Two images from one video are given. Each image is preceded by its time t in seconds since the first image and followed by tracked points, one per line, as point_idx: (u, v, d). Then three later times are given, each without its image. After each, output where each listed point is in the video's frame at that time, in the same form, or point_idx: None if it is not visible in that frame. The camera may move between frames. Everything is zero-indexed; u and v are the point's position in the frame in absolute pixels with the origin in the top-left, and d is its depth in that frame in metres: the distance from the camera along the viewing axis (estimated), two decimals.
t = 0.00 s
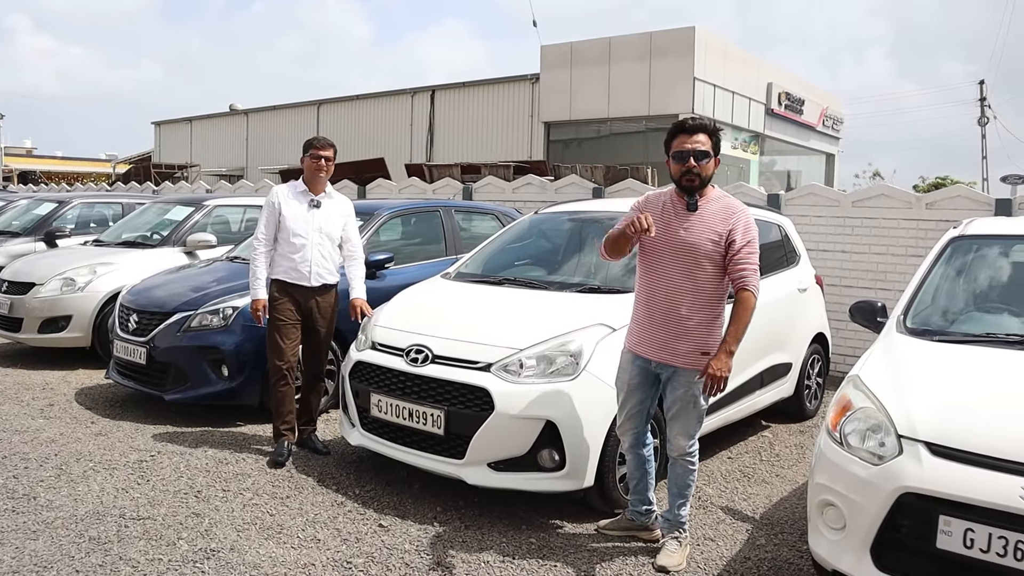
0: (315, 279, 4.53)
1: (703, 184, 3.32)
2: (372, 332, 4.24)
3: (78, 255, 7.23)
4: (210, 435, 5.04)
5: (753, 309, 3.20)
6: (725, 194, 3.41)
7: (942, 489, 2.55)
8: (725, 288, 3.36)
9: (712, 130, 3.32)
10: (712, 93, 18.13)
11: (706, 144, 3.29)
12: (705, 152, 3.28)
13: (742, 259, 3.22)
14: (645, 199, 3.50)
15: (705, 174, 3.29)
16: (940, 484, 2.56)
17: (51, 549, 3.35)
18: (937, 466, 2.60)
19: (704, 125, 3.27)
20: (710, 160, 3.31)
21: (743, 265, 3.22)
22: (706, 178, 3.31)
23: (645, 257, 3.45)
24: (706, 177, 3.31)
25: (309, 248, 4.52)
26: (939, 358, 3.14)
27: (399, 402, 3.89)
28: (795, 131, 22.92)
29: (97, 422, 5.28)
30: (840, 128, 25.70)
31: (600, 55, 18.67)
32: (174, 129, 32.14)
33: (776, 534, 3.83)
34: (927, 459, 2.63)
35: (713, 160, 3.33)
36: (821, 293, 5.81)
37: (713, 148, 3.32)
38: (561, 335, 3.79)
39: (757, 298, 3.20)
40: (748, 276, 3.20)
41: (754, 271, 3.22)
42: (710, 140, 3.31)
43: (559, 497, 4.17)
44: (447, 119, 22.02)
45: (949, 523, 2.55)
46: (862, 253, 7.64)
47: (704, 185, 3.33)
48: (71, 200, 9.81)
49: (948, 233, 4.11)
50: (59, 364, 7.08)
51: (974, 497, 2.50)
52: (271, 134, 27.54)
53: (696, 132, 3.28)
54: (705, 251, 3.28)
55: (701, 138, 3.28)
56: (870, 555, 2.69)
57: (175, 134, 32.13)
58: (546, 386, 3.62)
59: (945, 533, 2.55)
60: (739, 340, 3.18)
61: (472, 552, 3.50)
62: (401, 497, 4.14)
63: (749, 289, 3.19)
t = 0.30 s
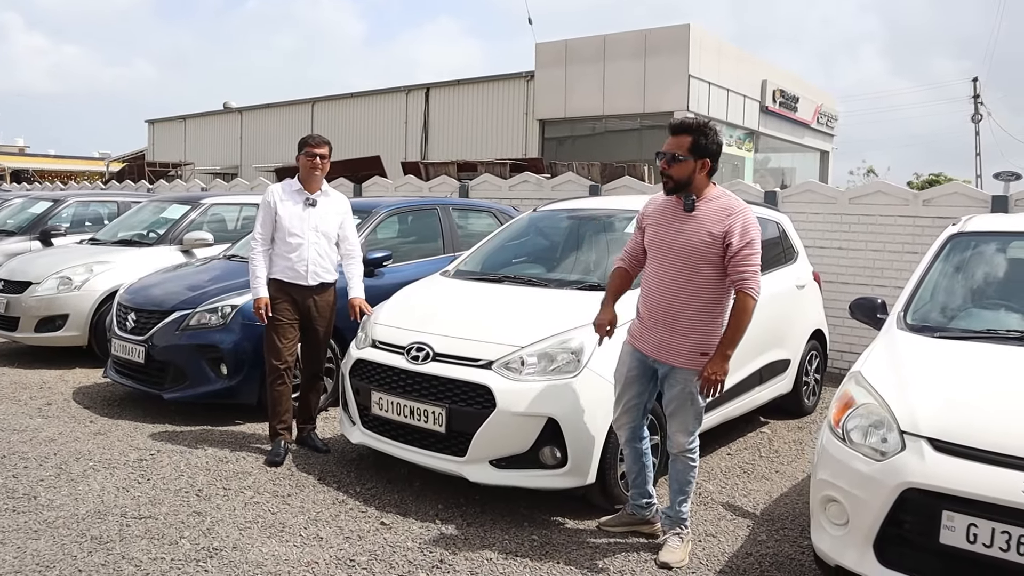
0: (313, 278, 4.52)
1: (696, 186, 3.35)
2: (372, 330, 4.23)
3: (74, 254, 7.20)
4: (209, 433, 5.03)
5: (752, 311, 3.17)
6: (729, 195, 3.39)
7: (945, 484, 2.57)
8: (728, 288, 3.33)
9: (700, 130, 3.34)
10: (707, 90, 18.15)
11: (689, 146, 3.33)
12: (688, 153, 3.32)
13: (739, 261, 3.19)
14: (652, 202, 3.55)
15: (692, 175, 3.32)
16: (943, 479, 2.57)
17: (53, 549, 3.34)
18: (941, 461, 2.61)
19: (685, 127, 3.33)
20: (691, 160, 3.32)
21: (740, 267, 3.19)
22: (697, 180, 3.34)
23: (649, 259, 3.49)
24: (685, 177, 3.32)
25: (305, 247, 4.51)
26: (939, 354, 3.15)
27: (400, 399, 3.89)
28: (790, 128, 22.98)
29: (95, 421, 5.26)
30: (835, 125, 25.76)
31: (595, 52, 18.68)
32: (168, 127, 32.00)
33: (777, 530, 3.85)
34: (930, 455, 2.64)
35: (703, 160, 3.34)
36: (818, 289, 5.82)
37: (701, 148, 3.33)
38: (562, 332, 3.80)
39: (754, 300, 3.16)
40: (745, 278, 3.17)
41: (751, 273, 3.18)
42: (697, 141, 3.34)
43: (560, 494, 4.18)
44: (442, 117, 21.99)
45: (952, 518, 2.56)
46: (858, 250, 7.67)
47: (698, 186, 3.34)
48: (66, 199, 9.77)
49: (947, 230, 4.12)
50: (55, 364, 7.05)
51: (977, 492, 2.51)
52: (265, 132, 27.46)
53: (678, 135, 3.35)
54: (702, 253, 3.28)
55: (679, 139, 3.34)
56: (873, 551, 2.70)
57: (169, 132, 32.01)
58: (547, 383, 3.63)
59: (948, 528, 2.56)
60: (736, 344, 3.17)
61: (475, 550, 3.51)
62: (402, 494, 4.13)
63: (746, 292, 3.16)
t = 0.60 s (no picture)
0: (310, 274, 4.51)
1: (673, 182, 3.37)
2: (373, 325, 4.23)
3: (70, 250, 7.17)
4: (209, 429, 5.02)
5: (732, 303, 3.14)
6: (712, 188, 3.33)
7: (948, 478, 2.58)
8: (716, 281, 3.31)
9: (672, 125, 3.33)
10: (703, 85, 18.15)
11: (660, 142, 3.35)
12: (658, 150, 3.35)
13: (711, 254, 3.19)
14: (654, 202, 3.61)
15: (664, 172, 3.35)
16: (946, 473, 2.58)
17: (54, 546, 3.33)
18: (945, 455, 2.62)
19: (656, 124, 3.35)
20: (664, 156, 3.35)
21: (712, 259, 3.18)
22: (671, 176, 3.35)
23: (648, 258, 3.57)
24: (660, 174, 3.38)
25: (302, 243, 4.50)
26: (940, 348, 3.16)
27: (401, 394, 3.88)
28: (785, 122, 23.00)
29: (93, 417, 5.24)
30: (829, 119, 25.79)
31: (590, 46, 18.65)
32: (162, 121, 31.83)
33: (778, 524, 3.86)
34: (934, 449, 2.65)
35: (676, 155, 3.33)
36: (816, 283, 5.83)
37: (673, 144, 3.32)
38: (563, 326, 3.79)
39: (723, 291, 3.13)
40: (718, 271, 3.16)
41: (724, 265, 3.15)
42: (670, 136, 3.33)
43: (561, 489, 4.18)
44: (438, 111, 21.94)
45: (955, 511, 2.57)
46: (856, 243, 7.68)
47: (675, 182, 3.36)
48: (61, 194, 9.72)
49: (947, 224, 4.13)
50: (51, 360, 7.03)
51: (981, 486, 2.53)
52: (260, 127, 27.37)
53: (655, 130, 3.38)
54: (682, 248, 3.31)
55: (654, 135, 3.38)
56: (876, 544, 2.72)
57: (163, 127, 31.88)
58: (548, 378, 3.63)
59: (952, 522, 2.58)
60: (713, 337, 3.15)
61: (478, 545, 3.51)
62: (403, 490, 4.13)
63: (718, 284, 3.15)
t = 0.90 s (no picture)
0: (304, 272, 4.50)
1: (658, 177, 3.44)
2: (372, 323, 4.22)
3: (65, 248, 7.14)
4: (208, 428, 5.00)
5: (701, 291, 3.21)
6: (694, 183, 3.40)
7: (953, 474, 2.59)
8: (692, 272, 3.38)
9: (654, 122, 3.39)
10: (697, 82, 18.17)
11: (642, 139, 3.42)
12: (641, 148, 3.42)
13: (689, 244, 3.27)
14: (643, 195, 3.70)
15: (647, 169, 3.42)
16: (951, 469, 2.59)
17: (55, 546, 3.32)
18: (949, 451, 2.63)
19: (639, 122, 3.42)
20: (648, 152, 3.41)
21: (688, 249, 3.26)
22: (655, 172, 3.43)
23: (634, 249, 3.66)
24: (644, 169, 3.44)
25: (294, 241, 4.48)
26: (941, 344, 3.17)
27: (402, 392, 3.88)
28: (779, 119, 23.06)
29: (91, 416, 5.22)
30: (823, 116, 25.86)
31: (584, 43, 18.64)
32: (155, 118, 31.68)
33: (779, 521, 3.87)
34: (938, 445, 2.66)
35: (660, 151, 3.39)
36: (814, 280, 5.85)
37: (656, 140, 3.39)
38: (564, 324, 3.79)
39: (694, 280, 3.20)
40: (693, 260, 3.24)
41: (699, 254, 3.23)
42: (653, 132, 3.39)
43: (561, 487, 4.19)
44: (432, 108, 21.90)
45: (958, 507, 2.58)
46: (852, 240, 7.70)
47: (659, 178, 3.43)
48: (55, 192, 9.67)
49: (946, 221, 4.14)
50: (47, 358, 6.99)
51: (984, 481, 2.54)
52: (253, 124, 27.28)
53: (640, 127, 3.44)
54: (663, 238, 3.40)
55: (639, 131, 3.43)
56: (880, 540, 2.72)
57: (155, 124, 31.73)
58: (549, 376, 3.62)
59: (955, 518, 2.59)
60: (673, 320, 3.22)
61: (480, 543, 3.51)
62: (404, 488, 4.13)
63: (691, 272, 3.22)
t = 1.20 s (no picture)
0: (299, 272, 4.48)
1: (638, 175, 3.49)
2: (372, 322, 4.21)
3: (60, 248, 7.10)
4: (206, 429, 4.99)
5: (693, 285, 3.24)
6: (674, 178, 3.44)
7: (957, 472, 2.60)
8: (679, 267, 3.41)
9: (636, 121, 3.47)
10: (691, 81, 18.19)
11: (624, 137, 3.49)
12: (622, 145, 3.49)
13: (675, 239, 3.29)
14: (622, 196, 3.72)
15: (627, 166, 3.47)
16: (955, 467, 2.61)
17: (56, 548, 3.30)
18: (952, 449, 2.64)
19: (621, 120, 3.50)
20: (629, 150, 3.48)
21: (676, 244, 3.29)
22: (635, 169, 3.48)
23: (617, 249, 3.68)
24: (625, 167, 3.50)
25: (288, 241, 4.47)
26: (942, 343, 3.18)
27: (403, 392, 3.87)
28: (772, 118, 23.12)
29: (88, 417, 5.20)
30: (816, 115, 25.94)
31: (578, 42, 18.65)
32: (147, 117, 31.54)
33: (780, 518, 3.88)
34: (942, 443, 2.67)
35: (641, 149, 3.45)
36: (811, 279, 5.87)
37: (636, 138, 3.46)
38: (564, 323, 3.79)
39: (685, 274, 3.23)
40: (681, 255, 3.26)
41: (687, 249, 3.26)
42: (635, 131, 3.47)
43: (562, 486, 4.19)
44: (426, 108, 21.87)
45: (962, 504, 2.59)
46: (848, 239, 7.73)
47: (639, 176, 3.48)
48: (49, 192, 9.63)
49: (945, 220, 4.15)
50: (42, 359, 6.96)
51: (988, 479, 2.55)
52: (246, 124, 27.19)
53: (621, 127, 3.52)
54: (647, 236, 3.42)
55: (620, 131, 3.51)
56: (883, 537, 2.74)
57: (148, 123, 31.62)
58: (551, 375, 3.62)
59: (958, 515, 2.60)
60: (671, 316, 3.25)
61: (483, 542, 3.51)
62: (405, 488, 4.12)
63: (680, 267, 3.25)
